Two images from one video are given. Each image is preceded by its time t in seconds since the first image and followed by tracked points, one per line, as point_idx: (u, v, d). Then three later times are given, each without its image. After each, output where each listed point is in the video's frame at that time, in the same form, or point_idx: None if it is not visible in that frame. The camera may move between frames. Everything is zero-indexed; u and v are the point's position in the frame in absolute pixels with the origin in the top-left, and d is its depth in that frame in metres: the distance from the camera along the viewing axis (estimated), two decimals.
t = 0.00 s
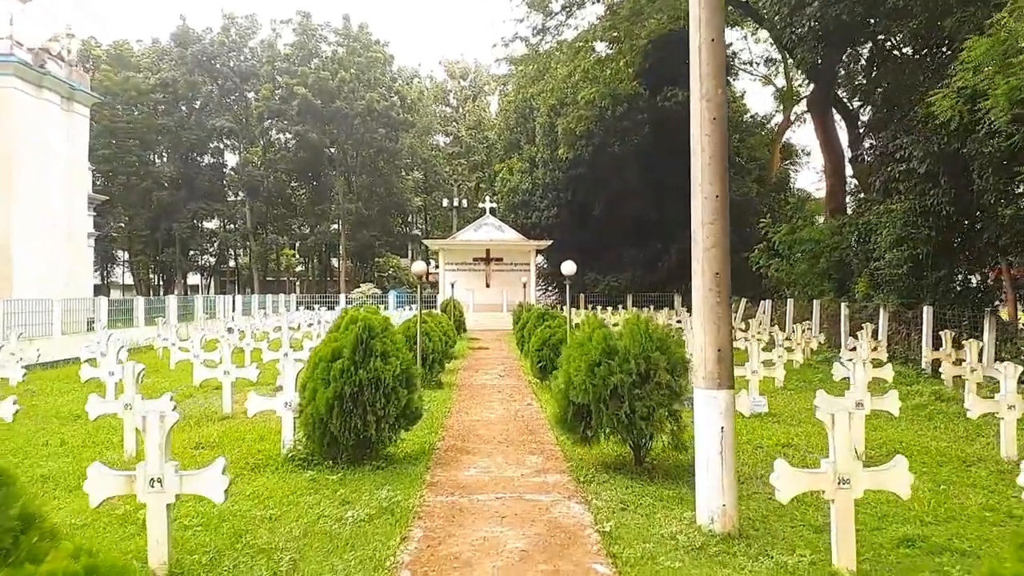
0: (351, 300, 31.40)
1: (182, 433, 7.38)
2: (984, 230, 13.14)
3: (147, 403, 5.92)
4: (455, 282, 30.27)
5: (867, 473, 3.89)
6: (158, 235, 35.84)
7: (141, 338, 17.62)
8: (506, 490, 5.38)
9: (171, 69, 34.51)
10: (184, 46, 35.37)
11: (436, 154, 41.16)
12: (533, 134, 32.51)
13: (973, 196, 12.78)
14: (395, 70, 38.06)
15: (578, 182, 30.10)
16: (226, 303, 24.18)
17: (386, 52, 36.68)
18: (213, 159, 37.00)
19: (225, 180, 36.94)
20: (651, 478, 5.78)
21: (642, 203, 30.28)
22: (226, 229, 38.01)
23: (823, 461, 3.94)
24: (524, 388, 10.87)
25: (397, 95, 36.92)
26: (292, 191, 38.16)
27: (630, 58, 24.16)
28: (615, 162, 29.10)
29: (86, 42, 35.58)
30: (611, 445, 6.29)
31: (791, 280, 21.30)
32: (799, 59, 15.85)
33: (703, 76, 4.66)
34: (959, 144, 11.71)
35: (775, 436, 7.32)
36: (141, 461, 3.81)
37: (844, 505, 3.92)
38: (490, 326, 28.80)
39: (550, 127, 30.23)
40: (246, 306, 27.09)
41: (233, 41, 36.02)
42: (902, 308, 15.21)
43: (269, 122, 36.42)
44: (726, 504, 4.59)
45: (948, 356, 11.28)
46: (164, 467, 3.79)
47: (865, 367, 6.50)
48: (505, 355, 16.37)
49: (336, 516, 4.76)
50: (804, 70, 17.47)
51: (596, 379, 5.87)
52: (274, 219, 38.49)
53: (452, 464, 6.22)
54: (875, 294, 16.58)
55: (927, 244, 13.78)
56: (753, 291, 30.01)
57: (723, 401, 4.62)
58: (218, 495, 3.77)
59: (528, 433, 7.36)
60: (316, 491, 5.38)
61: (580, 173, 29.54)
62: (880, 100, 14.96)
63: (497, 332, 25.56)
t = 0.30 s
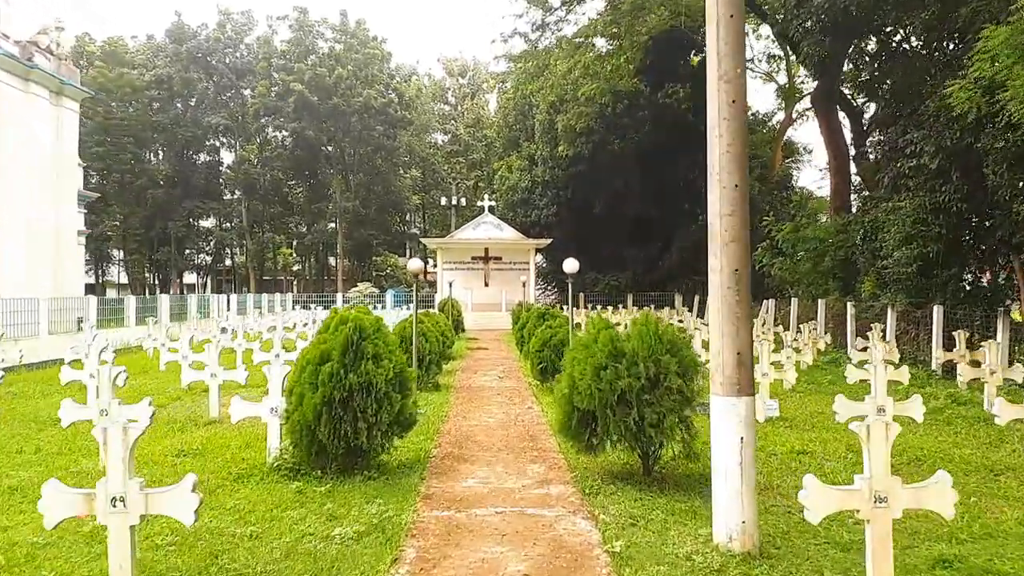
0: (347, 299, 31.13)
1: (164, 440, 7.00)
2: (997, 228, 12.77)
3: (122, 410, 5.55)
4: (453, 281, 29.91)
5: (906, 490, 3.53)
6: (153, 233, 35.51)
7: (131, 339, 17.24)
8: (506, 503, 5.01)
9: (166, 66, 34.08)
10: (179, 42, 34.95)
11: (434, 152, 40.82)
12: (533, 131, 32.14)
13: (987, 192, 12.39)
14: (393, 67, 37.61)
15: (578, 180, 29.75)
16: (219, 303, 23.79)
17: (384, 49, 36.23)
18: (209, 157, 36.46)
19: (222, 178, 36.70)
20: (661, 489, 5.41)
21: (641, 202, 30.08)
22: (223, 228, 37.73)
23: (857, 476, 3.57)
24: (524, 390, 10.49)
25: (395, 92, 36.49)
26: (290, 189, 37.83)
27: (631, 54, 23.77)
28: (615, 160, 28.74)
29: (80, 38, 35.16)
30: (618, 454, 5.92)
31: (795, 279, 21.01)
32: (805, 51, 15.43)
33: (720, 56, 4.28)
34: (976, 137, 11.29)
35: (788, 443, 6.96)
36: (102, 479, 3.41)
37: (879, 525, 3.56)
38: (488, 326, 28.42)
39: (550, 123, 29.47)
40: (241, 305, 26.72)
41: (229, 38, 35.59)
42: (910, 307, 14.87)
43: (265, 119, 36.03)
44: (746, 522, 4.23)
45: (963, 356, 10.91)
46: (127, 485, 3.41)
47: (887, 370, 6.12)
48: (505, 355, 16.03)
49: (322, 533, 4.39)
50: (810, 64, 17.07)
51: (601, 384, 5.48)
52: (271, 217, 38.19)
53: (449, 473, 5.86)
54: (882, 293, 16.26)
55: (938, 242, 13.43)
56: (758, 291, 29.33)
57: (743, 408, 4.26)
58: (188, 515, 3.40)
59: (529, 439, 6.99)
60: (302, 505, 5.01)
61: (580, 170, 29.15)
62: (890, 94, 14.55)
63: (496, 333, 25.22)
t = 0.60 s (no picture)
0: (345, 300, 30.64)
1: (137, 450, 6.53)
2: (1014, 228, 12.34)
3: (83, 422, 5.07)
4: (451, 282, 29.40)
5: (962, 518, 3.06)
6: (147, 234, 34.97)
7: (119, 341, 16.78)
8: (505, 526, 4.54)
9: (161, 64, 33.59)
10: (174, 40, 34.45)
11: (433, 151, 40.38)
12: (533, 130, 31.66)
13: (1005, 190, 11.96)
14: (391, 66, 37.14)
15: (578, 179, 29.30)
16: (211, 305, 23.30)
17: (382, 46, 35.76)
18: (205, 156, 36.28)
19: (218, 178, 36.32)
20: (673, 509, 4.95)
21: (642, 201, 29.64)
22: (219, 228, 37.25)
23: (906, 504, 3.11)
24: (524, 396, 10.02)
25: (393, 91, 36.04)
26: (287, 189, 37.37)
27: (633, 51, 23.33)
28: (617, 159, 28.29)
29: (74, 36, 34.65)
30: (626, 469, 5.46)
31: (801, 279, 20.70)
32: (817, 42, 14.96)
33: (745, 29, 3.82)
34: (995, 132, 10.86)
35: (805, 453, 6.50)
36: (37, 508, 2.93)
37: (933, 559, 3.10)
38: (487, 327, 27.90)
39: (550, 122, 28.95)
40: (236, 307, 26.24)
41: (225, 35, 35.11)
42: (922, 309, 14.40)
43: (262, 118, 35.57)
44: (773, 550, 3.76)
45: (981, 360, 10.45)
46: (66, 515, 2.94)
47: (916, 378, 5.63)
48: (504, 358, 15.55)
49: (299, 562, 3.91)
50: (820, 56, 16.61)
51: (609, 394, 5.02)
52: (268, 217, 37.73)
53: (442, 490, 5.39)
54: (892, 294, 15.81)
55: (952, 241, 13.01)
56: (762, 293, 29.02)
57: (771, 423, 3.80)
58: (135, 550, 2.93)
59: (530, 450, 6.52)
60: (280, 527, 4.53)
61: (581, 170, 28.68)
62: (903, 88, 14.13)
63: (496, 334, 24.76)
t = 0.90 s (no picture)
0: (341, 300, 30.26)
1: (113, 462, 6.12)
2: None
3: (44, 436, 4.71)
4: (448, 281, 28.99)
5: None
6: (142, 233, 34.60)
7: (109, 343, 16.39)
8: (503, 551, 4.16)
9: (155, 60, 33.19)
10: (168, 36, 34.01)
11: (431, 150, 39.98)
12: (531, 127, 31.27)
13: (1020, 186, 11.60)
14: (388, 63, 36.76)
15: (578, 178, 28.94)
16: (206, 305, 22.92)
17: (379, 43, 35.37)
18: (201, 155, 35.99)
19: (214, 176, 35.99)
20: (685, 528, 4.58)
21: (642, 200, 29.30)
22: (215, 227, 36.87)
23: (959, 538, 2.73)
24: (523, 401, 9.66)
25: (390, 88, 35.67)
26: (284, 188, 37.00)
27: (633, 47, 22.98)
28: (617, 157, 27.94)
29: (67, 32, 34.22)
30: (634, 485, 5.08)
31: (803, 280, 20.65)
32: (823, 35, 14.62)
33: (769, 5, 3.44)
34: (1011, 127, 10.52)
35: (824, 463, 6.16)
36: None
37: None
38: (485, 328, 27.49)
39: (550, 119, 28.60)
40: (231, 307, 25.85)
41: (220, 31, 34.74)
42: (931, 310, 14.05)
43: (258, 116, 35.20)
44: None
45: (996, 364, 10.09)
46: None
47: (943, 386, 5.26)
48: (503, 360, 15.18)
49: None
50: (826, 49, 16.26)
51: (615, 404, 4.64)
52: (264, 216, 37.36)
53: (436, 507, 5.01)
54: (900, 295, 15.47)
55: (963, 240, 12.67)
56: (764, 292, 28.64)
57: (797, 441, 3.42)
58: None
59: (530, 461, 6.16)
60: (257, 552, 4.15)
61: (581, 168, 28.31)
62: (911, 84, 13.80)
63: (495, 334, 24.39)
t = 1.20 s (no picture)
0: (340, 299, 29.84)
1: (83, 474, 5.64)
2: None
3: None
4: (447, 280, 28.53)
5: None
6: (138, 231, 34.21)
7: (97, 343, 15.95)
8: None
9: (151, 57, 32.74)
10: (164, 32, 33.43)
11: (431, 148, 39.49)
12: (533, 125, 30.82)
13: None
14: (387, 60, 36.27)
15: (579, 176, 28.50)
16: (200, 305, 22.47)
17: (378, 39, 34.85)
18: (197, 153, 35.58)
19: (211, 174, 35.60)
20: (707, 551, 4.12)
21: (645, 198, 28.85)
22: (212, 226, 36.44)
23: None
24: (525, 405, 9.20)
25: (389, 85, 35.21)
26: (282, 187, 36.61)
27: (636, 43, 22.55)
28: (619, 154, 27.51)
29: (62, 28, 33.71)
30: (648, 503, 4.63)
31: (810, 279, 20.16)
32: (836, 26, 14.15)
33: None
34: None
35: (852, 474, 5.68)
36: None
37: None
38: (485, 328, 27.05)
39: (550, 116, 28.12)
40: (226, 306, 25.41)
41: (216, 27, 34.26)
42: (946, 311, 13.62)
43: (255, 113, 34.75)
44: None
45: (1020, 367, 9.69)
46: None
47: (988, 393, 4.86)
48: (504, 361, 14.73)
49: None
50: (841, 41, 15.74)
51: (630, 415, 4.17)
52: (262, 215, 36.97)
53: (432, 528, 4.54)
54: (912, 295, 15.04)
55: (980, 239, 12.21)
56: (769, 292, 28.17)
57: (847, 460, 2.97)
58: None
59: (534, 473, 5.69)
60: None
61: (583, 166, 27.85)
62: (926, 78, 13.35)
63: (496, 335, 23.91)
